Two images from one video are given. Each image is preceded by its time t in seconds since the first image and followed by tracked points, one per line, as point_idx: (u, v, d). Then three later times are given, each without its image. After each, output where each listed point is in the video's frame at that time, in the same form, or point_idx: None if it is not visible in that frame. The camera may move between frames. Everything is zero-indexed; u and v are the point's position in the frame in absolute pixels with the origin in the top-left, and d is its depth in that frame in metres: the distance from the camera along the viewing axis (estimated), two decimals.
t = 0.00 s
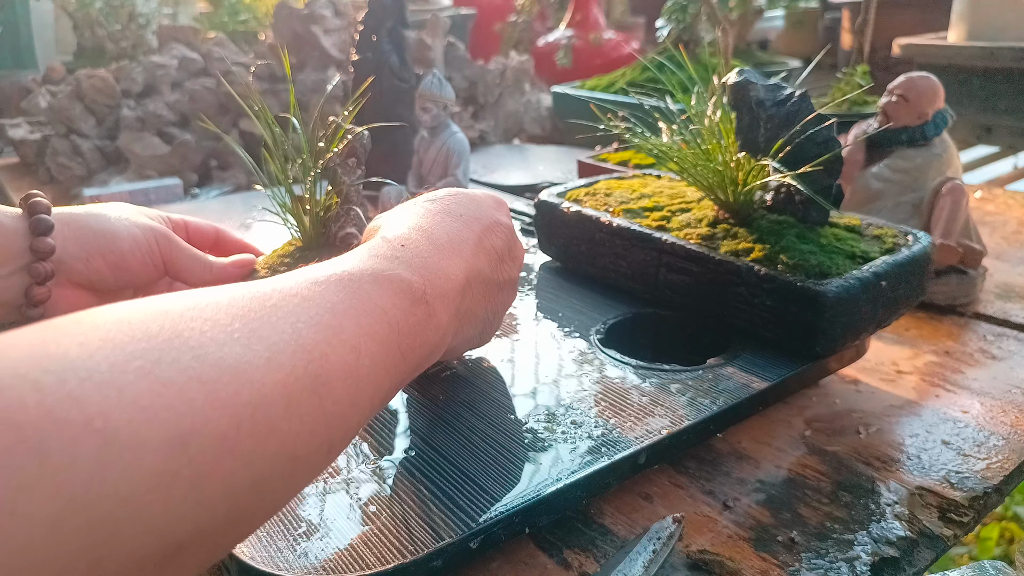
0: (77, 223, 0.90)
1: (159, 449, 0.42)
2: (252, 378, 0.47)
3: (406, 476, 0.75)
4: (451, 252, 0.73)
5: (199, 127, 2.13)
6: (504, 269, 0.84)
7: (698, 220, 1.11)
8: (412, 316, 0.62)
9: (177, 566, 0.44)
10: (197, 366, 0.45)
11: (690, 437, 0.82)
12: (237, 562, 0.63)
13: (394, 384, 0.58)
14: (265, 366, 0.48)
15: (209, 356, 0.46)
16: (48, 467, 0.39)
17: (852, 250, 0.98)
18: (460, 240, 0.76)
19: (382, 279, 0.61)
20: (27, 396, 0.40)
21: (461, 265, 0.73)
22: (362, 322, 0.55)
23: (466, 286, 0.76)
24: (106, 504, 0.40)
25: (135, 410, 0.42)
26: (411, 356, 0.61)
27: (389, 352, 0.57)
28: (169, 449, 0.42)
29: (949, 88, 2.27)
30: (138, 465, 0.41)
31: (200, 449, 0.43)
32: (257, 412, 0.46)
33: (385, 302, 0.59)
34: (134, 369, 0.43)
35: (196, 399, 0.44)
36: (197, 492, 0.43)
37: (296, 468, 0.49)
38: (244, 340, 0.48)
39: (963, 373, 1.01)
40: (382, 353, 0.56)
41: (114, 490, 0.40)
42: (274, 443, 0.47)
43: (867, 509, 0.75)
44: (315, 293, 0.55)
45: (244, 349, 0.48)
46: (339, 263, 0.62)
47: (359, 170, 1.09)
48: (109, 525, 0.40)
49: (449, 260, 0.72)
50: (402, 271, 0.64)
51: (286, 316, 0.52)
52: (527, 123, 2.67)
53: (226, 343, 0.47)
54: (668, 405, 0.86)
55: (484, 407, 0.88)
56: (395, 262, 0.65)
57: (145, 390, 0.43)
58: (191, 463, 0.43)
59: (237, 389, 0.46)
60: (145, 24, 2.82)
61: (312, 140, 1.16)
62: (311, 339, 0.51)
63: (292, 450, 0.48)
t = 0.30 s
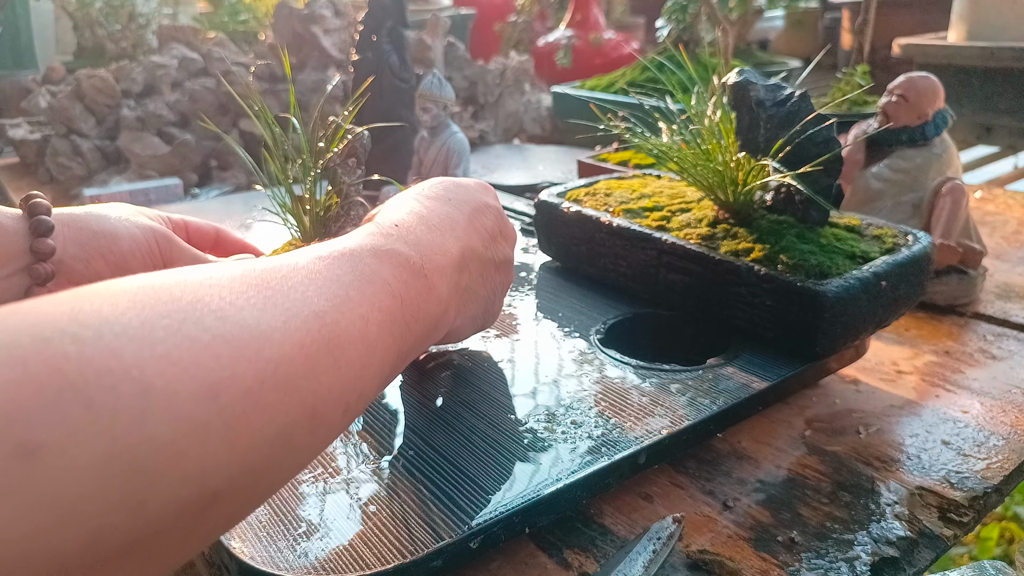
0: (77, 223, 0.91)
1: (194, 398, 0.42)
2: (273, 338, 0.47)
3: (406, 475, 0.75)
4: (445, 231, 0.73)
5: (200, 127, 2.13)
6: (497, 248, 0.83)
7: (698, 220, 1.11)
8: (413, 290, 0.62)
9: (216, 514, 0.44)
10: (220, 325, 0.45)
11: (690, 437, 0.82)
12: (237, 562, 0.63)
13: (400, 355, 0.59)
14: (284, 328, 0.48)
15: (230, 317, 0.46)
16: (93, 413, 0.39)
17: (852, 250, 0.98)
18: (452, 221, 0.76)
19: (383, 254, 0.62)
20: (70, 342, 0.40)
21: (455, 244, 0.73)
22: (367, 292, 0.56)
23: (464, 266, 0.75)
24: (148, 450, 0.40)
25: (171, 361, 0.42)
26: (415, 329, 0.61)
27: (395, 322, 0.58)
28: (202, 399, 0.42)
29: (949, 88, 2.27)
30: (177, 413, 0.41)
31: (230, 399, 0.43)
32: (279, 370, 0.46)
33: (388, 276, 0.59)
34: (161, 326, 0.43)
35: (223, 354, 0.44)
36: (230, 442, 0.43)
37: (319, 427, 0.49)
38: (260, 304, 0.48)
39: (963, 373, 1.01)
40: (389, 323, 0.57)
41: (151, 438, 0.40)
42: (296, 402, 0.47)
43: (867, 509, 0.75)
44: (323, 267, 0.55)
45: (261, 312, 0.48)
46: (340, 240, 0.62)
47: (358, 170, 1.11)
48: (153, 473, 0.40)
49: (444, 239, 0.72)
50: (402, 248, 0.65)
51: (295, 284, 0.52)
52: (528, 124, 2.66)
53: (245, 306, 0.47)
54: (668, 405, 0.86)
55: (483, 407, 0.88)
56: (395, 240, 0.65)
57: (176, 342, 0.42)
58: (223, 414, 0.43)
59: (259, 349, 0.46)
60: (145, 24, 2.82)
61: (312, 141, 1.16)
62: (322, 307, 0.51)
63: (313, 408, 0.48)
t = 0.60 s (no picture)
0: (77, 224, 0.90)
1: (218, 343, 0.42)
2: (285, 290, 0.46)
3: (406, 475, 0.75)
4: (439, 197, 0.72)
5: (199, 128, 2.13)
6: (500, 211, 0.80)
7: (698, 220, 1.11)
8: (425, 248, 0.61)
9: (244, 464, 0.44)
10: (233, 280, 0.45)
11: (690, 436, 0.82)
12: (237, 563, 0.63)
13: (418, 312, 0.58)
14: (296, 282, 0.47)
15: (242, 272, 0.46)
16: (122, 357, 0.39)
17: (852, 250, 0.98)
18: (444, 188, 0.74)
19: (389, 216, 0.61)
20: (96, 288, 0.40)
21: (451, 207, 0.71)
22: (376, 250, 0.55)
23: (468, 227, 0.73)
24: (177, 393, 0.40)
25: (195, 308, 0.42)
26: (432, 285, 0.60)
27: (409, 278, 0.57)
28: (225, 344, 0.42)
29: (949, 88, 2.27)
30: (202, 358, 0.41)
31: (250, 348, 0.43)
32: (294, 320, 0.46)
33: (396, 236, 0.59)
34: (180, 278, 0.43)
35: (239, 304, 0.44)
36: (252, 388, 0.43)
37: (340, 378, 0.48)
38: (269, 261, 0.48)
39: (963, 373, 1.01)
40: (402, 278, 0.56)
41: (179, 382, 0.40)
42: (314, 353, 0.46)
43: (867, 509, 0.75)
44: (329, 230, 0.55)
45: (272, 268, 0.47)
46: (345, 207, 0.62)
47: (358, 169, 1.14)
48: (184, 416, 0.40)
49: (440, 204, 0.70)
50: (408, 213, 0.64)
51: (303, 246, 0.51)
52: (527, 123, 2.66)
53: (255, 263, 0.47)
54: (668, 405, 0.86)
55: (483, 407, 0.88)
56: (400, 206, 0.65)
57: (197, 291, 0.43)
58: (244, 360, 0.43)
59: (273, 302, 0.45)
60: (145, 24, 2.82)
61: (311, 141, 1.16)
62: (332, 265, 0.51)
63: (332, 358, 0.48)
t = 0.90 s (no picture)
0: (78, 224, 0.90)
1: (259, 251, 0.44)
2: (319, 218, 0.48)
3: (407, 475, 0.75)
4: (465, 163, 0.72)
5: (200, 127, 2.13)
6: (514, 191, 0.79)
7: (698, 220, 1.11)
8: (448, 205, 0.62)
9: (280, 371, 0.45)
10: (273, 198, 0.47)
11: (690, 437, 0.82)
12: (237, 562, 0.63)
13: (440, 263, 0.59)
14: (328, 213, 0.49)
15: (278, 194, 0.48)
16: (173, 252, 0.40)
17: (852, 251, 0.98)
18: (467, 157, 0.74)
19: (417, 173, 0.63)
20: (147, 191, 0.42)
21: (476, 173, 0.71)
22: (401, 199, 0.57)
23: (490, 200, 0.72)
24: (222, 290, 0.42)
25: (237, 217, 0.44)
26: (454, 243, 0.62)
27: (432, 228, 0.58)
28: (265, 253, 0.44)
29: (950, 88, 2.27)
30: (245, 262, 0.43)
31: (288, 259, 0.45)
32: (326, 244, 0.47)
33: (421, 190, 0.60)
34: (225, 190, 0.45)
35: (277, 220, 0.46)
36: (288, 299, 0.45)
37: (368, 307, 0.49)
38: (305, 191, 0.50)
39: (963, 373, 1.01)
40: (426, 227, 0.57)
41: (224, 283, 0.42)
42: (343, 279, 0.48)
43: (867, 509, 0.75)
44: (359, 177, 0.57)
45: (308, 196, 0.49)
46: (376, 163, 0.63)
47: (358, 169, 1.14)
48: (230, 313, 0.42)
49: (467, 168, 0.71)
50: (436, 173, 0.66)
51: (336, 185, 0.53)
52: (528, 123, 2.65)
53: (292, 188, 0.49)
54: (668, 405, 0.86)
55: (483, 407, 0.88)
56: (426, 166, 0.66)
57: (240, 203, 0.45)
58: (282, 269, 0.45)
59: (308, 224, 0.47)
60: (145, 24, 2.82)
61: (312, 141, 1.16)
62: (361, 203, 0.53)
63: (361, 286, 0.49)
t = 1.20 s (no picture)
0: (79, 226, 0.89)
1: (281, 272, 0.44)
2: (344, 241, 0.48)
3: (406, 475, 0.75)
4: (494, 195, 0.72)
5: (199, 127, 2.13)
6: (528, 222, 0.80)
7: (698, 220, 1.11)
8: (466, 236, 0.62)
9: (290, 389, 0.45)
10: (301, 217, 0.46)
11: (690, 437, 0.82)
12: (237, 563, 0.63)
13: (454, 295, 0.59)
14: (355, 236, 0.49)
15: (307, 214, 0.47)
16: (196, 270, 0.41)
17: (852, 250, 0.98)
18: (494, 188, 0.74)
19: (442, 202, 0.62)
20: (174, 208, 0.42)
21: (502, 207, 0.71)
22: (424, 227, 0.57)
23: (509, 234, 0.73)
24: (242, 311, 0.42)
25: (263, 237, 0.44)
26: (468, 274, 0.61)
27: (449, 259, 0.58)
28: (285, 275, 0.44)
29: (950, 88, 2.27)
30: (265, 282, 0.43)
31: (309, 282, 0.45)
32: (347, 268, 0.47)
33: (443, 220, 0.60)
34: (254, 209, 0.45)
35: (303, 241, 0.45)
36: (305, 321, 0.45)
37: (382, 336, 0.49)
38: (335, 213, 0.49)
39: (963, 373, 1.01)
40: (443, 257, 0.57)
41: (247, 301, 0.42)
42: (360, 306, 0.48)
43: (867, 509, 0.75)
44: (386, 200, 0.56)
45: (336, 218, 0.49)
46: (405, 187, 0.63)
47: (359, 170, 1.15)
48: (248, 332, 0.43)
49: (495, 202, 0.71)
50: (461, 203, 0.65)
51: (365, 208, 0.53)
52: (528, 123, 2.65)
53: (322, 208, 0.49)
54: (668, 405, 0.86)
55: (484, 408, 0.88)
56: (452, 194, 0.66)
57: (268, 223, 0.45)
58: (302, 292, 0.44)
59: (333, 247, 0.47)
60: (145, 24, 2.82)
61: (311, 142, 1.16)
62: (386, 227, 0.52)
63: (377, 313, 0.49)
